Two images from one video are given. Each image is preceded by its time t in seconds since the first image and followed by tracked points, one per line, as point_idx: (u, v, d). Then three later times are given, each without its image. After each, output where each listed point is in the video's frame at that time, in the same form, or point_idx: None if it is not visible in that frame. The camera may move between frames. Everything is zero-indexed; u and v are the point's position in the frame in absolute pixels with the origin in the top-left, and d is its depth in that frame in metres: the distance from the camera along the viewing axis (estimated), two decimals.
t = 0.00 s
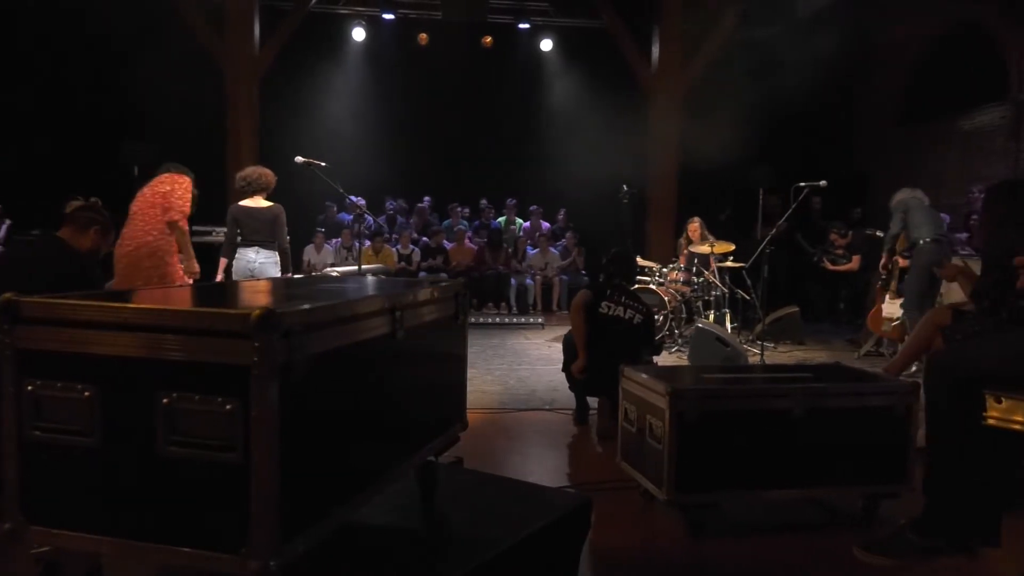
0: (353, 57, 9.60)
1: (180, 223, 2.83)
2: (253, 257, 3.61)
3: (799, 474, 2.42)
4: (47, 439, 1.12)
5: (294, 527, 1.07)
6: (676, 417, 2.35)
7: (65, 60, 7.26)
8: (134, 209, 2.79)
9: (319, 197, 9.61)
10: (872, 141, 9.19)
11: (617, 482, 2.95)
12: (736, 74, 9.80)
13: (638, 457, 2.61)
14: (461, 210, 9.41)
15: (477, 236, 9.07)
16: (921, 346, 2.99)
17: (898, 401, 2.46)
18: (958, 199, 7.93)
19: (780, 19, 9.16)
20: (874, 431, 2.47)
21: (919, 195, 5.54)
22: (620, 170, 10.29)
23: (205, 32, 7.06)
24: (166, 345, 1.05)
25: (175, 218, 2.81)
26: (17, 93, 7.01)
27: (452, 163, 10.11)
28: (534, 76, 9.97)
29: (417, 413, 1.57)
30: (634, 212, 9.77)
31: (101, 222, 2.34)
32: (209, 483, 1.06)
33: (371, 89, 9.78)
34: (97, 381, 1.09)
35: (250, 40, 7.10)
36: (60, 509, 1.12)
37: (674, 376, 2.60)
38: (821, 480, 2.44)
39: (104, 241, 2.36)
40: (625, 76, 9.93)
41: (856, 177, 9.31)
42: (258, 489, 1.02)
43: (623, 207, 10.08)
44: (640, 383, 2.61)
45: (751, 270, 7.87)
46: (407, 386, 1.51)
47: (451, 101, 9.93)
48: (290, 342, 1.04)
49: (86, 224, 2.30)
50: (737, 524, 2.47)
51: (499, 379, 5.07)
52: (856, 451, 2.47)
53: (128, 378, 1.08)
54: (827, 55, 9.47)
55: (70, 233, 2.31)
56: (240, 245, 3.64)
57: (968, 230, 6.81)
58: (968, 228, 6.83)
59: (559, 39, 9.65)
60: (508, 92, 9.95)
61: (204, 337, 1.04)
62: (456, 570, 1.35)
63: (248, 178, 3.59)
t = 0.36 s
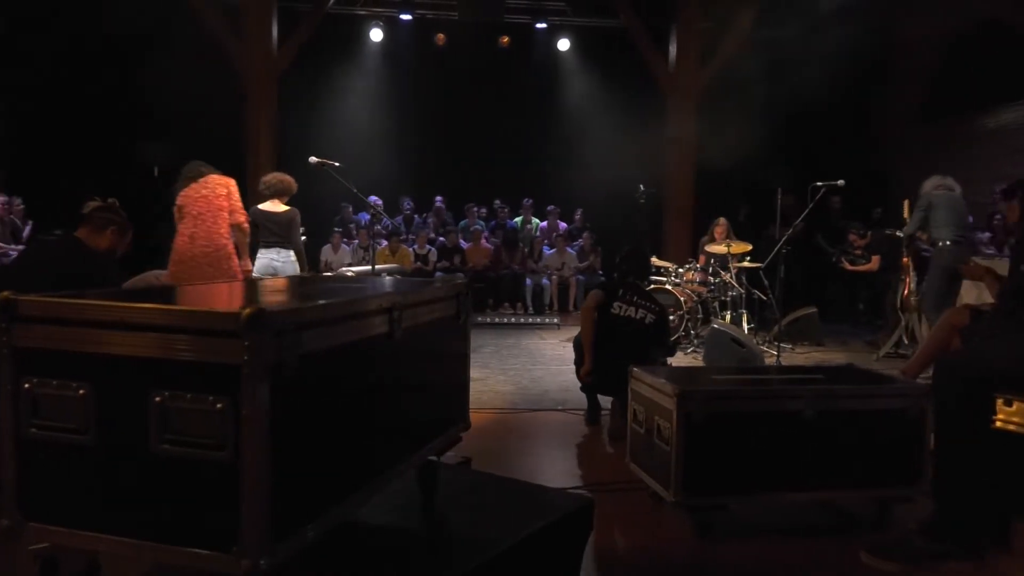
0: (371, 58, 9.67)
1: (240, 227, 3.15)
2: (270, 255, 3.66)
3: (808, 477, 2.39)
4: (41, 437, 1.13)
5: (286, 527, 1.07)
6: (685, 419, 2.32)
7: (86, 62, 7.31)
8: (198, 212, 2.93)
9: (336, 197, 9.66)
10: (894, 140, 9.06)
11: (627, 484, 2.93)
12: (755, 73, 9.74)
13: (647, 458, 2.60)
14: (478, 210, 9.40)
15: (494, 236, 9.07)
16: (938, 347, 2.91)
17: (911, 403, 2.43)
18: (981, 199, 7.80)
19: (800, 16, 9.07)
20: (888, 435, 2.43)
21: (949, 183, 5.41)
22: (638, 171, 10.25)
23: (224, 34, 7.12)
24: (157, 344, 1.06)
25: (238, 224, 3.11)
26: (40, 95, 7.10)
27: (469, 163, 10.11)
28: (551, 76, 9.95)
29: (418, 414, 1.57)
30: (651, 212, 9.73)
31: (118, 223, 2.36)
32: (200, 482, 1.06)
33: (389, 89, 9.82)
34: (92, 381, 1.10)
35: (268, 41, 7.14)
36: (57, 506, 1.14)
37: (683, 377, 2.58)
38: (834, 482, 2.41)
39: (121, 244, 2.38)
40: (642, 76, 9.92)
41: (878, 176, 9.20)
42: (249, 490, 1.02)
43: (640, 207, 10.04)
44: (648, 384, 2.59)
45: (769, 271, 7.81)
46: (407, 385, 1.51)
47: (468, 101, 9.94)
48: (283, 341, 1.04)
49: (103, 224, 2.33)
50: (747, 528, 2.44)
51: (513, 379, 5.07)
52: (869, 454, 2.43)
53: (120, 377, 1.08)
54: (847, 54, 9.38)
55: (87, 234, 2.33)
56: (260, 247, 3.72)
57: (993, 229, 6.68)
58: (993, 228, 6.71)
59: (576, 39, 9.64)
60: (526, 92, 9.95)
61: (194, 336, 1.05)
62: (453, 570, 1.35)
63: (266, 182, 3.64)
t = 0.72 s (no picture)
0: (385, 59, 9.70)
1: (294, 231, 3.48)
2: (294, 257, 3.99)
3: (814, 480, 2.37)
4: (34, 435, 1.14)
5: (273, 527, 1.07)
6: (688, 420, 2.31)
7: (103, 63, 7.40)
8: (251, 213, 3.33)
9: (350, 197, 9.71)
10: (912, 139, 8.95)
11: (633, 485, 2.91)
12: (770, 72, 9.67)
13: (651, 459, 2.58)
14: (492, 210, 9.40)
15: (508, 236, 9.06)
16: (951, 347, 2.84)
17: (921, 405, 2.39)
18: (1000, 199, 7.68)
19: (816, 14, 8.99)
20: (897, 437, 2.40)
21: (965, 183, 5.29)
22: (652, 171, 10.21)
23: (238, 35, 7.16)
24: (145, 343, 1.06)
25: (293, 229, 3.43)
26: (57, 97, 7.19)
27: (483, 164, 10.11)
28: (565, 76, 9.93)
29: (416, 415, 1.56)
30: (664, 213, 9.69)
31: (127, 222, 2.38)
32: (189, 481, 1.07)
33: (403, 89, 9.84)
34: (83, 379, 1.11)
35: (282, 42, 7.17)
36: (50, 503, 1.15)
37: (688, 378, 2.56)
38: (840, 485, 2.38)
39: (130, 244, 2.40)
40: (656, 76, 9.89)
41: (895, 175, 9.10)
42: (235, 490, 1.03)
43: (653, 207, 10.00)
44: (653, 384, 2.58)
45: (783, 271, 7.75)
46: (404, 384, 1.51)
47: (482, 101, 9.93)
48: (270, 341, 1.04)
49: (112, 224, 2.35)
50: (752, 530, 2.42)
51: (523, 379, 5.06)
52: (877, 457, 2.40)
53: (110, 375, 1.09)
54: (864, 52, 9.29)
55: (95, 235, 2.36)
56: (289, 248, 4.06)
57: (1012, 230, 6.58)
58: (1012, 229, 6.60)
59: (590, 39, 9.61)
60: (540, 92, 9.93)
61: (182, 336, 1.05)
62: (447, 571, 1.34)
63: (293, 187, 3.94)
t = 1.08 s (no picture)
0: (397, 59, 9.73)
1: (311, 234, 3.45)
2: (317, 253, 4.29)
3: (818, 481, 2.34)
4: (27, 433, 1.15)
5: (259, 526, 1.07)
6: (690, 420, 2.29)
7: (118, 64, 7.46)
8: (268, 212, 3.32)
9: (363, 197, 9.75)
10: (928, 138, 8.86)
11: (638, 486, 2.90)
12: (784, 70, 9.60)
13: (654, 460, 2.57)
14: (503, 210, 9.39)
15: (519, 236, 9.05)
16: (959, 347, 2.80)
17: (928, 407, 2.36)
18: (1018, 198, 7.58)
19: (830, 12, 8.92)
20: (903, 439, 2.37)
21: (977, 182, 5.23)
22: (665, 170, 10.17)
23: (250, 36, 7.20)
24: (134, 342, 1.07)
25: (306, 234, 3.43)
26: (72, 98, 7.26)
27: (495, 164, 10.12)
28: (578, 76, 9.91)
29: (412, 415, 1.56)
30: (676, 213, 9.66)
31: (134, 221, 2.39)
32: (176, 479, 1.07)
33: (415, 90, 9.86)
34: (73, 378, 1.12)
35: (294, 42, 7.19)
36: (42, 500, 1.16)
37: (692, 379, 2.55)
38: (845, 487, 2.35)
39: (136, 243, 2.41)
40: (668, 75, 9.85)
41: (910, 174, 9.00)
42: (220, 488, 1.03)
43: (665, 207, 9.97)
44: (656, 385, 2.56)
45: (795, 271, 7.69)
46: (400, 385, 1.50)
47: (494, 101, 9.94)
48: (255, 340, 1.04)
49: (120, 223, 2.37)
50: (756, 532, 2.41)
51: (532, 379, 5.06)
52: (883, 459, 2.37)
53: (100, 373, 1.10)
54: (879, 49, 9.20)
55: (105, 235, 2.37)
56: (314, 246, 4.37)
57: None
58: None
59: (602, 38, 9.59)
60: (553, 92, 9.92)
61: (170, 335, 1.06)
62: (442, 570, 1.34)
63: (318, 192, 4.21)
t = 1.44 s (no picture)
0: (402, 59, 9.74)
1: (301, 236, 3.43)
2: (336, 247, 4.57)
3: (815, 482, 2.33)
4: (9, 431, 1.16)
5: (239, 526, 1.07)
6: (685, 421, 2.29)
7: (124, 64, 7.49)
8: (258, 212, 3.33)
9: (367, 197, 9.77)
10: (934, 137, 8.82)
11: (636, 487, 2.89)
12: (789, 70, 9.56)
13: (651, 460, 2.56)
14: (508, 210, 9.39)
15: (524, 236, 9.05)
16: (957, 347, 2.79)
17: (925, 408, 2.35)
18: None
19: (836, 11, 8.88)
20: (901, 439, 2.36)
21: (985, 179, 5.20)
22: (669, 170, 10.15)
23: (255, 37, 7.22)
24: (114, 341, 1.07)
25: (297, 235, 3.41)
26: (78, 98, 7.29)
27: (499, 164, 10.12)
28: (583, 75, 9.90)
29: (402, 415, 1.56)
30: (680, 212, 9.63)
31: (133, 220, 2.39)
32: (157, 477, 1.07)
33: (420, 90, 9.87)
34: (56, 377, 1.12)
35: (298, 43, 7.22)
36: (23, 500, 1.16)
37: (687, 379, 2.54)
38: (843, 488, 2.34)
39: (135, 241, 2.41)
40: (672, 75, 9.83)
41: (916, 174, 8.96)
42: (200, 488, 1.03)
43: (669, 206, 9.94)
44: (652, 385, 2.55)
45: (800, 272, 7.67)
46: (389, 384, 1.50)
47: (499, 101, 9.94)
48: (235, 339, 1.04)
49: (119, 223, 2.36)
50: (752, 533, 2.40)
51: (532, 379, 5.06)
52: (881, 459, 2.35)
53: (82, 372, 1.10)
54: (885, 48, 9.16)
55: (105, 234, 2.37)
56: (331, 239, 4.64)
57: None
58: None
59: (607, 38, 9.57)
60: (557, 91, 9.91)
61: (150, 333, 1.06)
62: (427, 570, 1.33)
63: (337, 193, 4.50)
